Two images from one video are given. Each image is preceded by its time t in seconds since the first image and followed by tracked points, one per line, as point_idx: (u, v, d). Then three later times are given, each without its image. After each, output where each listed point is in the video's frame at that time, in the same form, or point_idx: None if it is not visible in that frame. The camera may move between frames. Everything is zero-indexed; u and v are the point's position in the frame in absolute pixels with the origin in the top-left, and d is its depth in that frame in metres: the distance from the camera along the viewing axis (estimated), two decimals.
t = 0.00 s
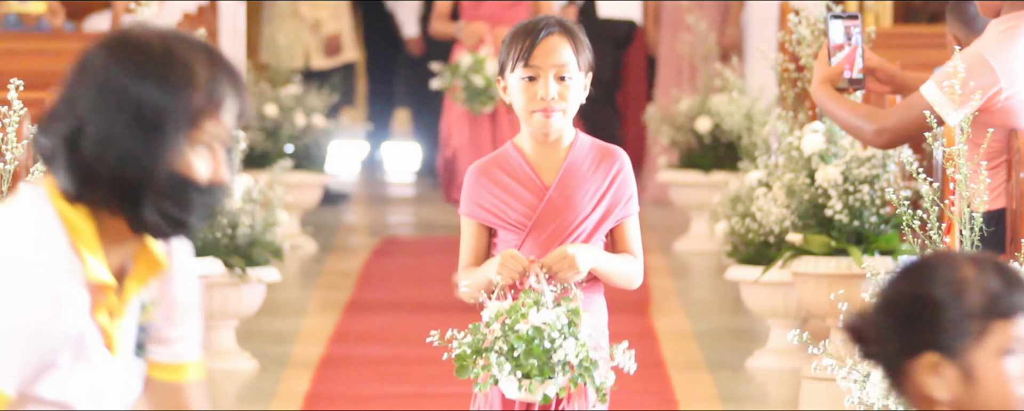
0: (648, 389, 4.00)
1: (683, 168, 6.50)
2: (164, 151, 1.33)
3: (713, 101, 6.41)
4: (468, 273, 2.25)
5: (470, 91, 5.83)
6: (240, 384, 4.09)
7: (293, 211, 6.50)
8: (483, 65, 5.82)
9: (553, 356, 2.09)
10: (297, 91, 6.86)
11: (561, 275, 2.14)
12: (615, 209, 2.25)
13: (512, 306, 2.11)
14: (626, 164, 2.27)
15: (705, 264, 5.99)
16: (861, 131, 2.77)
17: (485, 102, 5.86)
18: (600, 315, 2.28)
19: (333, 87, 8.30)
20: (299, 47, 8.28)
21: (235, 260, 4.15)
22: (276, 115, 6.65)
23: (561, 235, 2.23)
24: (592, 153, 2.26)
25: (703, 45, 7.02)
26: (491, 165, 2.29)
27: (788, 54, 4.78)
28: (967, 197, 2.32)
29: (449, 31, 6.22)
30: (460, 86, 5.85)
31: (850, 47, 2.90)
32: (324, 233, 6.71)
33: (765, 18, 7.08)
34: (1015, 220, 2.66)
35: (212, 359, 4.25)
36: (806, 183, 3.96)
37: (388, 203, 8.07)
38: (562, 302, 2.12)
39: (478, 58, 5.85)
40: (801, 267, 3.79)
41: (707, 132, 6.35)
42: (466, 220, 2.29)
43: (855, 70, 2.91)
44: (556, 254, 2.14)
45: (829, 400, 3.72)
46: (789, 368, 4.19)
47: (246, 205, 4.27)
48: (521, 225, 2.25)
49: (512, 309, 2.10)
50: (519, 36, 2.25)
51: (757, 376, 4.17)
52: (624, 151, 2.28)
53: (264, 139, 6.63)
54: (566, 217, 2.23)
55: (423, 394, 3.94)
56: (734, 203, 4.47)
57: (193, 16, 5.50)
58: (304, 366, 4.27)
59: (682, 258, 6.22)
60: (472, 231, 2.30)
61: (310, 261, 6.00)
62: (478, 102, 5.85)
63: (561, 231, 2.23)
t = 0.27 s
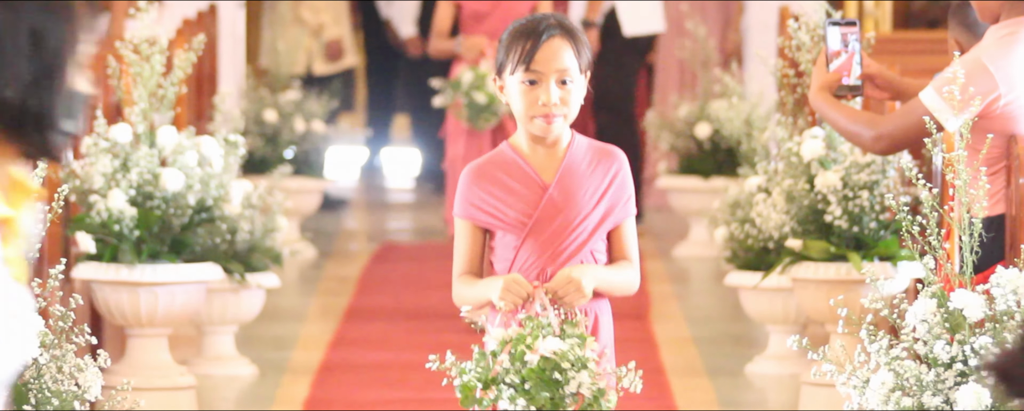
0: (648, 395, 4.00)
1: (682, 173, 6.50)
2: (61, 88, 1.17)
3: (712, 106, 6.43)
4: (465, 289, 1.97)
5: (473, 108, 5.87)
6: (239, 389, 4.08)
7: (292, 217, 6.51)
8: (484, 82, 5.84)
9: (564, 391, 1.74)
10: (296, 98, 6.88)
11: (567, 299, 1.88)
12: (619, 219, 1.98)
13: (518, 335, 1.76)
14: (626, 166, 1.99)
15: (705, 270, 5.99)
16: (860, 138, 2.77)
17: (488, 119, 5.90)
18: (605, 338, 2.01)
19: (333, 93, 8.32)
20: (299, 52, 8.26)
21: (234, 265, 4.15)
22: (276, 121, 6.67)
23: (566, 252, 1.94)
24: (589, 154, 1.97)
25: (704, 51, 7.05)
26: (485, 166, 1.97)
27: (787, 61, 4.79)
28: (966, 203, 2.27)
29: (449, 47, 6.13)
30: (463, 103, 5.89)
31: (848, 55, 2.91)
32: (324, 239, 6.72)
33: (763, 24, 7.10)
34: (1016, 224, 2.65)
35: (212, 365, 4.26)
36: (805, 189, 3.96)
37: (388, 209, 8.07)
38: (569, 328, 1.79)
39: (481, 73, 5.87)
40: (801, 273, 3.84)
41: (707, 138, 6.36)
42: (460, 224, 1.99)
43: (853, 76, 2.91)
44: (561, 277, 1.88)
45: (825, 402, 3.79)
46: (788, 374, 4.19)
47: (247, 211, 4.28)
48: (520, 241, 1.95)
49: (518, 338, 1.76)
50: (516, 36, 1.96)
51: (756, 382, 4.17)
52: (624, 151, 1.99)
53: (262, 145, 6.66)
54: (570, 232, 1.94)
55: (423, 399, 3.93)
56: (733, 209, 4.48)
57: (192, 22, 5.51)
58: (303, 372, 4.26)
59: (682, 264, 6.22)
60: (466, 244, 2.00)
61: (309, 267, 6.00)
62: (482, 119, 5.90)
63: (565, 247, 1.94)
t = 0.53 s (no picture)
0: (647, 401, 3.99)
1: (683, 178, 6.50)
2: None
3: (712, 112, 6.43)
4: (465, 306, 2.00)
5: (477, 115, 5.92)
6: (239, 395, 4.08)
7: (292, 222, 6.51)
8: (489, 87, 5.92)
9: (562, 405, 1.78)
10: (296, 103, 6.88)
11: (570, 315, 1.90)
12: (629, 255, 1.99)
13: (519, 348, 1.79)
14: (642, 206, 2.01)
15: (705, 276, 5.99)
16: (860, 143, 2.78)
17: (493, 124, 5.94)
18: (608, 366, 2.02)
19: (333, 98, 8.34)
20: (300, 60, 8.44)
21: (233, 271, 4.15)
22: (276, 126, 6.67)
23: (573, 279, 1.96)
24: (607, 193, 1.99)
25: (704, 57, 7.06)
26: (501, 192, 1.99)
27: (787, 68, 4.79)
28: (967, 209, 2.25)
29: (449, 53, 6.28)
30: (467, 110, 5.93)
31: (847, 60, 2.91)
32: (324, 244, 6.72)
33: (764, 29, 7.10)
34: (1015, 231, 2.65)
35: (211, 370, 4.26)
36: (805, 194, 3.96)
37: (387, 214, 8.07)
38: (573, 345, 1.81)
39: (485, 78, 5.95)
40: (800, 279, 3.84)
41: (707, 143, 6.36)
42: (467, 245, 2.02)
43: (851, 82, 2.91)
44: (566, 291, 1.90)
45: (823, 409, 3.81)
46: (788, 380, 4.19)
47: (247, 216, 4.28)
48: (527, 264, 1.97)
49: (520, 350, 1.79)
50: (540, 58, 1.99)
51: (757, 388, 4.17)
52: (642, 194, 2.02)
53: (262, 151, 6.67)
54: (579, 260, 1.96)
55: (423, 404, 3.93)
56: (734, 215, 4.48)
57: (192, 27, 5.51)
58: (303, 378, 4.26)
59: (682, 269, 6.22)
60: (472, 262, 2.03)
61: (309, 273, 6.00)
62: (486, 125, 5.94)
63: (574, 275, 1.96)
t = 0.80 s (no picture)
0: (648, 406, 3.99)
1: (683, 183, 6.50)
2: None
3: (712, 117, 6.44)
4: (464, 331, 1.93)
5: (480, 127, 5.65)
6: (239, 400, 4.08)
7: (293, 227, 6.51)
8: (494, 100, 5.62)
9: None
10: (297, 109, 6.89)
11: (562, 338, 1.81)
12: (633, 266, 1.93)
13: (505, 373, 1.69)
14: (645, 212, 1.95)
15: (706, 281, 5.99)
16: (860, 149, 2.78)
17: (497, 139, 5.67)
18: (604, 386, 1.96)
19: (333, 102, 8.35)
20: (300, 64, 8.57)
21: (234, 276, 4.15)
22: (276, 132, 6.68)
23: (577, 293, 1.90)
24: (607, 199, 1.94)
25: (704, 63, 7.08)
26: (498, 210, 1.94)
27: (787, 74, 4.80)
28: (967, 215, 2.25)
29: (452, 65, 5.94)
30: (470, 122, 5.66)
31: (847, 66, 2.91)
32: (324, 250, 6.72)
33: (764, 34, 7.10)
34: (1016, 237, 2.64)
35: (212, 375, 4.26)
36: (805, 199, 3.96)
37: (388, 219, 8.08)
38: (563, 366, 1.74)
39: (488, 92, 5.64)
40: (801, 285, 3.85)
41: (707, 148, 6.37)
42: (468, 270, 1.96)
43: (852, 87, 2.91)
44: (557, 313, 1.82)
45: None
46: (789, 386, 4.19)
47: (247, 221, 4.28)
48: (530, 282, 1.91)
49: (507, 373, 1.69)
50: (540, 66, 1.96)
51: (758, 393, 4.17)
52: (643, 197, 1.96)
53: (263, 156, 6.68)
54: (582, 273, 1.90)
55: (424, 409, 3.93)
56: (734, 221, 4.48)
57: (193, 32, 5.52)
58: (304, 383, 4.26)
59: (683, 274, 6.23)
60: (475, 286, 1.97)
61: (309, 278, 6.00)
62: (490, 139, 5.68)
63: (578, 288, 1.90)
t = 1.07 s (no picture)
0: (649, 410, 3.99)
1: (684, 187, 6.50)
2: None
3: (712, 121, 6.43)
4: (467, 340, 2.00)
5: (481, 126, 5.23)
6: (240, 403, 4.08)
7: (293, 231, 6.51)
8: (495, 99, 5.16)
9: None
10: (297, 112, 6.88)
11: (572, 371, 1.87)
12: (635, 262, 2.00)
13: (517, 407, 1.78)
14: (645, 210, 2.02)
15: (706, 285, 5.99)
16: (860, 154, 2.79)
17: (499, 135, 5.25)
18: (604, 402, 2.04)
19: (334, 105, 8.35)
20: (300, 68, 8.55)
21: (235, 279, 4.15)
22: (277, 135, 6.68)
23: (583, 296, 1.95)
24: (609, 197, 2.00)
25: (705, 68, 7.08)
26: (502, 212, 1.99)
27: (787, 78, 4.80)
28: (967, 219, 2.24)
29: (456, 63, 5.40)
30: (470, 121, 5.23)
31: (848, 70, 2.91)
32: (324, 254, 6.72)
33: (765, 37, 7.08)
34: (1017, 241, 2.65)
35: (212, 379, 4.26)
36: (805, 202, 3.96)
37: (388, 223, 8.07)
38: (573, 405, 1.82)
39: (490, 89, 5.16)
40: (801, 288, 3.85)
41: (708, 152, 6.37)
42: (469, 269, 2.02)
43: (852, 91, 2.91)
44: (567, 347, 1.87)
45: None
46: (790, 389, 4.19)
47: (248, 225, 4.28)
48: (535, 284, 1.97)
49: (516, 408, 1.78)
50: (534, 70, 1.99)
51: (758, 397, 4.17)
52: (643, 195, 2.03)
53: (264, 160, 6.67)
54: (589, 275, 1.95)
55: None
56: (735, 224, 4.48)
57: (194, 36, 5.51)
58: (304, 387, 4.26)
59: (683, 279, 6.22)
60: (474, 288, 2.02)
61: (309, 282, 6.00)
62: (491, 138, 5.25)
63: (584, 291, 1.95)
